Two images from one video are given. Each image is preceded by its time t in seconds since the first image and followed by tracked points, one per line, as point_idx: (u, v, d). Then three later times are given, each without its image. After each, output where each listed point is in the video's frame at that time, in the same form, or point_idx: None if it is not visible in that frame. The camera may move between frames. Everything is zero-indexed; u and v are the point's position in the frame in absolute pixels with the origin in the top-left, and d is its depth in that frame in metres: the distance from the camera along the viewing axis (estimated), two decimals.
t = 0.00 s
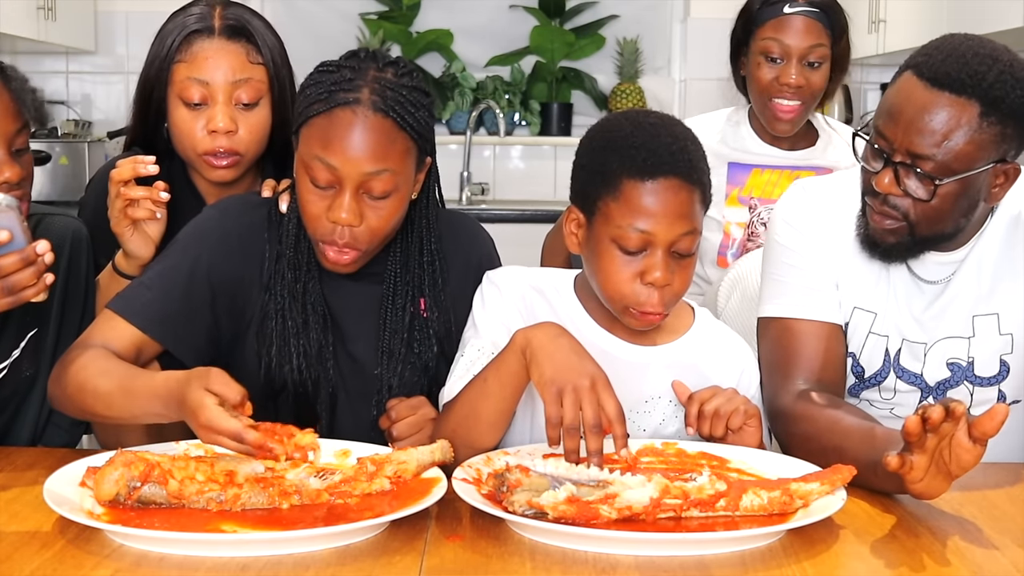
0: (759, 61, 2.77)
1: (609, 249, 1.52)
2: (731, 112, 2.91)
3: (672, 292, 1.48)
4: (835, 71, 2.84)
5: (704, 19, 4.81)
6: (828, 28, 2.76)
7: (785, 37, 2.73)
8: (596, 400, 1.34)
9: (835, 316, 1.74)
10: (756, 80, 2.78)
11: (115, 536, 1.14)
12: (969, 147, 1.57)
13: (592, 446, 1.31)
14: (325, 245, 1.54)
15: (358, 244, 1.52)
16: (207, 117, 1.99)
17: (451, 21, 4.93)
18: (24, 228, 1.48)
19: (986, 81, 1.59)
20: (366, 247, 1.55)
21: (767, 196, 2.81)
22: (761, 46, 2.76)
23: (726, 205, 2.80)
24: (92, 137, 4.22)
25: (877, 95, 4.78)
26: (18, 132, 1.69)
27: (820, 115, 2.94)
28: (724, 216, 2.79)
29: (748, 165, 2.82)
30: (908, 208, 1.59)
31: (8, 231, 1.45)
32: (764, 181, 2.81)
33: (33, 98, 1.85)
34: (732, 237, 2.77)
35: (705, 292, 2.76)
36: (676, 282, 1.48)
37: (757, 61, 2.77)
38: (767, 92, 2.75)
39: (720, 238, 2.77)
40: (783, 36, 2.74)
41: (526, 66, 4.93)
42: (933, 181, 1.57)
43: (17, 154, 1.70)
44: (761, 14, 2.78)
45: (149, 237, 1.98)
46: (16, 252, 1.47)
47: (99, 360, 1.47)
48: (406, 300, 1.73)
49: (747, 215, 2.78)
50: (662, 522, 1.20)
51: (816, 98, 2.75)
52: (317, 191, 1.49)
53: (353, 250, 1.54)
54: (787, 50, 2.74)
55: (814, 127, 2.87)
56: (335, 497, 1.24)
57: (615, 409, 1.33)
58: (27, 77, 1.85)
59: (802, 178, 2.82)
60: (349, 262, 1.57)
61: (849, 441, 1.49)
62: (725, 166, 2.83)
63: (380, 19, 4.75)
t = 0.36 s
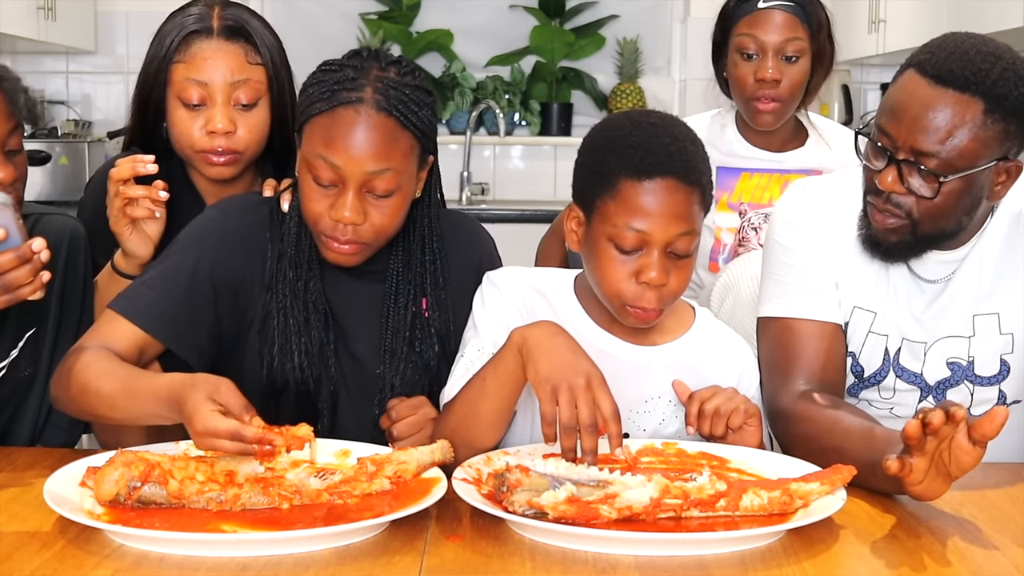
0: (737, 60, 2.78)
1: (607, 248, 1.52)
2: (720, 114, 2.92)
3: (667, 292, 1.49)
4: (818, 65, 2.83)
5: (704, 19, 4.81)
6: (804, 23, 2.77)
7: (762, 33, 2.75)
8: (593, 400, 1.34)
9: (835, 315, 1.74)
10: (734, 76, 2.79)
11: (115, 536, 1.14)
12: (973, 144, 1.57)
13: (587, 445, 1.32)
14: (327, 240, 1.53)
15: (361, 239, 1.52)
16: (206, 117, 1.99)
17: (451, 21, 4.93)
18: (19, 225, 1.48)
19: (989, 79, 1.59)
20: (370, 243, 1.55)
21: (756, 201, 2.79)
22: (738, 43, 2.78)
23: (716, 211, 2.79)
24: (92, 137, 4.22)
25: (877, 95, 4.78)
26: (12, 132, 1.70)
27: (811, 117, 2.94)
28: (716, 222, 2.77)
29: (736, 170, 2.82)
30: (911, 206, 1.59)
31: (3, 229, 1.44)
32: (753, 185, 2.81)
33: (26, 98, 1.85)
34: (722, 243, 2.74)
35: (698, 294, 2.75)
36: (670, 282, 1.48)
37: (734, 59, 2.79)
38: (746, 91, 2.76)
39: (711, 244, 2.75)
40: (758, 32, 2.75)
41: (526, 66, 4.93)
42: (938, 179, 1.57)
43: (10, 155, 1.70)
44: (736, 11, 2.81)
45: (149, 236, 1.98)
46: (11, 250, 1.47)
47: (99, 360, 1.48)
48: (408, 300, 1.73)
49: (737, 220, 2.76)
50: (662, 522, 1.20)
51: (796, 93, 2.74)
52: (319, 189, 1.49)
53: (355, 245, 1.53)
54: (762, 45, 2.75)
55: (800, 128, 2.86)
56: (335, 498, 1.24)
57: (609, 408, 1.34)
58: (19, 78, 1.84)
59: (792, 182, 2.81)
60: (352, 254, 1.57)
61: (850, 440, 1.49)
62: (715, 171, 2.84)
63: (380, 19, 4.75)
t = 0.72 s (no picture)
0: (728, 49, 2.90)
1: (604, 246, 1.52)
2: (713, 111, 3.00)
3: (663, 292, 1.48)
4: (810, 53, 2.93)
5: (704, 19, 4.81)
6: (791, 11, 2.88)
7: (752, 23, 2.87)
8: (583, 387, 1.34)
9: (835, 316, 1.74)
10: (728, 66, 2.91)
11: (115, 535, 1.14)
12: (976, 143, 1.58)
13: (581, 435, 1.30)
14: (324, 242, 1.55)
15: (359, 243, 1.53)
16: (207, 118, 1.99)
17: (451, 21, 4.93)
18: (29, 234, 1.49)
19: (992, 77, 1.59)
20: (367, 245, 1.56)
21: (757, 187, 2.89)
22: (731, 32, 2.90)
23: (721, 200, 2.85)
24: (92, 138, 4.22)
25: (877, 95, 4.78)
26: (14, 132, 1.69)
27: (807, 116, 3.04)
28: (719, 211, 2.83)
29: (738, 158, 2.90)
30: (914, 205, 1.59)
31: (11, 234, 1.45)
32: (753, 173, 2.90)
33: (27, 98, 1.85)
34: (725, 231, 2.79)
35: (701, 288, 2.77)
36: (667, 283, 1.47)
37: (727, 48, 2.91)
38: (736, 77, 2.88)
39: (714, 232, 2.79)
40: (749, 23, 2.87)
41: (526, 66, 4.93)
42: (941, 177, 1.57)
43: (13, 153, 1.70)
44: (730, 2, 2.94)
45: (149, 237, 1.97)
46: (20, 257, 1.47)
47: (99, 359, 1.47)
48: (407, 301, 1.73)
49: (740, 208, 2.82)
50: (662, 522, 1.20)
51: (785, 80, 2.86)
52: (318, 193, 1.49)
53: (351, 248, 1.55)
54: (752, 34, 2.87)
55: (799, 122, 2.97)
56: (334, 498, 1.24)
57: (600, 397, 1.33)
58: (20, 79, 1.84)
59: (791, 168, 2.90)
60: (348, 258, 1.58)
61: (850, 440, 1.49)
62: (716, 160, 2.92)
63: (381, 19, 4.75)
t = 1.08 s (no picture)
0: (717, 46, 2.98)
1: (606, 244, 1.52)
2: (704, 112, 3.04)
3: (664, 290, 1.48)
4: (797, 50, 2.98)
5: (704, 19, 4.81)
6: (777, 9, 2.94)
7: (740, 21, 2.93)
8: (592, 379, 1.35)
9: (837, 316, 1.74)
10: (717, 64, 2.99)
11: (115, 535, 1.14)
12: (982, 140, 1.58)
13: (594, 426, 1.31)
14: (324, 245, 1.53)
15: (358, 246, 1.52)
16: (203, 118, 1.99)
17: (451, 21, 4.93)
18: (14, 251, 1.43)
19: (999, 75, 1.59)
20: (366, 249, 1.55)
21: (750, 178, 2.89)
22: (721, 31, 2.98)
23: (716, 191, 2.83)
24: (92, 137, 4.22)
25: (877, 95, 4.78)
26: (17, 132, 1.69)
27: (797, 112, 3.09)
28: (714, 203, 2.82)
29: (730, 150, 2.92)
30: (917, 201, 1.59)
31: None
32: (745, 165, 2.91)
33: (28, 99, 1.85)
34: (720, 222, 2.79)
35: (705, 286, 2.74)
36: (667, 281, 1.47)
37: (716, 46, 2.99)
38: (725, 73, 2.95)
39: (709, 224, 2.79)
40: (738, 22, 2.94)
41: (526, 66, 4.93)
42: (946, 174, 1.57)
43: (17, 153, 1.70)
44: (722, 3, 3.02)
45: (148, 237, 1.98)
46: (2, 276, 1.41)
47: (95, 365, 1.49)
48: (405, 310, 1.73)
49: (733, 199, 2.80)
50: (662, 522, 1.20)
51: (770, 77, 2.90)
52: (315, 194, 1.49)
53: (352, 251, 1.53)
54: (740, 32, 2.94)
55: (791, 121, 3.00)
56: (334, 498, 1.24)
57: (610, 388, 1.34)
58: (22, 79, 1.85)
59: (781, 161, 2.92)
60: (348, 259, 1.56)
61: (850, 440, 1.49)
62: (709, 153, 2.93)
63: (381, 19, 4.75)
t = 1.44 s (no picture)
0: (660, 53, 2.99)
1: (602, 234, 1.51)
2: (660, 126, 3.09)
3: (654, 283, 1.47)
4: (739, 53, 2.99)
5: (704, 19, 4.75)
6: (713, 16, 2.96)
7: (682, 27, 2.96)
8: (595, 384, 1.34)
9: (837, 317, 1.74)
10: (660, 70, 3.01)
11: (115, 535, 1.14)
12: (984, 140, 1.58)
13: (595, 431, 1.30)
14: (321, 288, 1.51)
15: (354, 287, 1.50)
16: (194, 118, 1.99)
17: (451, 21, 4.93)
18: None
19: (1003, 74, 1.60)
20: (362, 289, 1.52)
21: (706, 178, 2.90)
22: (664, 37, 2.99)
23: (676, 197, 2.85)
24: (92, 138, 4.22)
25: (877, 95, 4.77)
26: (14, 135, 1.69)
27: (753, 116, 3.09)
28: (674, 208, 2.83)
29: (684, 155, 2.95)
30: (917, 200, 1.59)
31: None
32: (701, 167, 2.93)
33: (27, 102, 1.84)
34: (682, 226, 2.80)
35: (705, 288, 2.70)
36: (661, 271, 1.46)
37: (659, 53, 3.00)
38: (669, 77, 2.96)
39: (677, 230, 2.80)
40: (682, 28, 2.96)
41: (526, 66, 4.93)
42: (948, 173, 1.57)
43: (12, 156, 1.70)
44: (663, 12, 3.05)
45: (146, 237, 2.00)
46: None
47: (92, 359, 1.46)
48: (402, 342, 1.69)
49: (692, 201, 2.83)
50: (662, 522, 1.20)
51: (714, 77, 2.92)
52: (311, 233, 1.47)
53: (348, 293, 1.51)
54: (682, 38, 2.96)
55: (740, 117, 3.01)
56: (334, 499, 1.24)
57: (612, 393, 1.33)
58: (19, 81, 1.84)
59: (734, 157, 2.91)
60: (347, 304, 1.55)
61: (851, 439, 1.49)
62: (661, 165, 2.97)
63: (380, 19, 4.75)
